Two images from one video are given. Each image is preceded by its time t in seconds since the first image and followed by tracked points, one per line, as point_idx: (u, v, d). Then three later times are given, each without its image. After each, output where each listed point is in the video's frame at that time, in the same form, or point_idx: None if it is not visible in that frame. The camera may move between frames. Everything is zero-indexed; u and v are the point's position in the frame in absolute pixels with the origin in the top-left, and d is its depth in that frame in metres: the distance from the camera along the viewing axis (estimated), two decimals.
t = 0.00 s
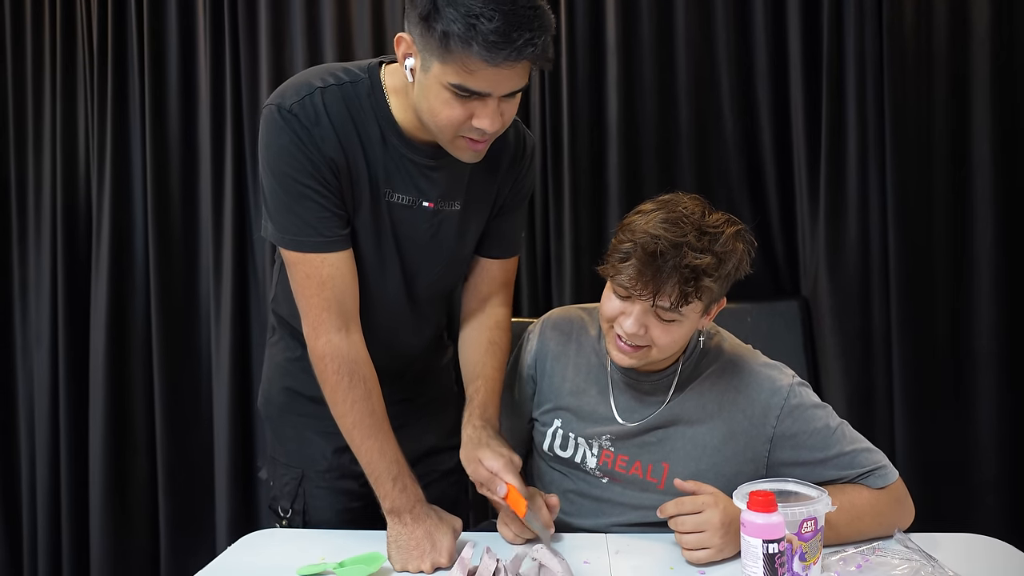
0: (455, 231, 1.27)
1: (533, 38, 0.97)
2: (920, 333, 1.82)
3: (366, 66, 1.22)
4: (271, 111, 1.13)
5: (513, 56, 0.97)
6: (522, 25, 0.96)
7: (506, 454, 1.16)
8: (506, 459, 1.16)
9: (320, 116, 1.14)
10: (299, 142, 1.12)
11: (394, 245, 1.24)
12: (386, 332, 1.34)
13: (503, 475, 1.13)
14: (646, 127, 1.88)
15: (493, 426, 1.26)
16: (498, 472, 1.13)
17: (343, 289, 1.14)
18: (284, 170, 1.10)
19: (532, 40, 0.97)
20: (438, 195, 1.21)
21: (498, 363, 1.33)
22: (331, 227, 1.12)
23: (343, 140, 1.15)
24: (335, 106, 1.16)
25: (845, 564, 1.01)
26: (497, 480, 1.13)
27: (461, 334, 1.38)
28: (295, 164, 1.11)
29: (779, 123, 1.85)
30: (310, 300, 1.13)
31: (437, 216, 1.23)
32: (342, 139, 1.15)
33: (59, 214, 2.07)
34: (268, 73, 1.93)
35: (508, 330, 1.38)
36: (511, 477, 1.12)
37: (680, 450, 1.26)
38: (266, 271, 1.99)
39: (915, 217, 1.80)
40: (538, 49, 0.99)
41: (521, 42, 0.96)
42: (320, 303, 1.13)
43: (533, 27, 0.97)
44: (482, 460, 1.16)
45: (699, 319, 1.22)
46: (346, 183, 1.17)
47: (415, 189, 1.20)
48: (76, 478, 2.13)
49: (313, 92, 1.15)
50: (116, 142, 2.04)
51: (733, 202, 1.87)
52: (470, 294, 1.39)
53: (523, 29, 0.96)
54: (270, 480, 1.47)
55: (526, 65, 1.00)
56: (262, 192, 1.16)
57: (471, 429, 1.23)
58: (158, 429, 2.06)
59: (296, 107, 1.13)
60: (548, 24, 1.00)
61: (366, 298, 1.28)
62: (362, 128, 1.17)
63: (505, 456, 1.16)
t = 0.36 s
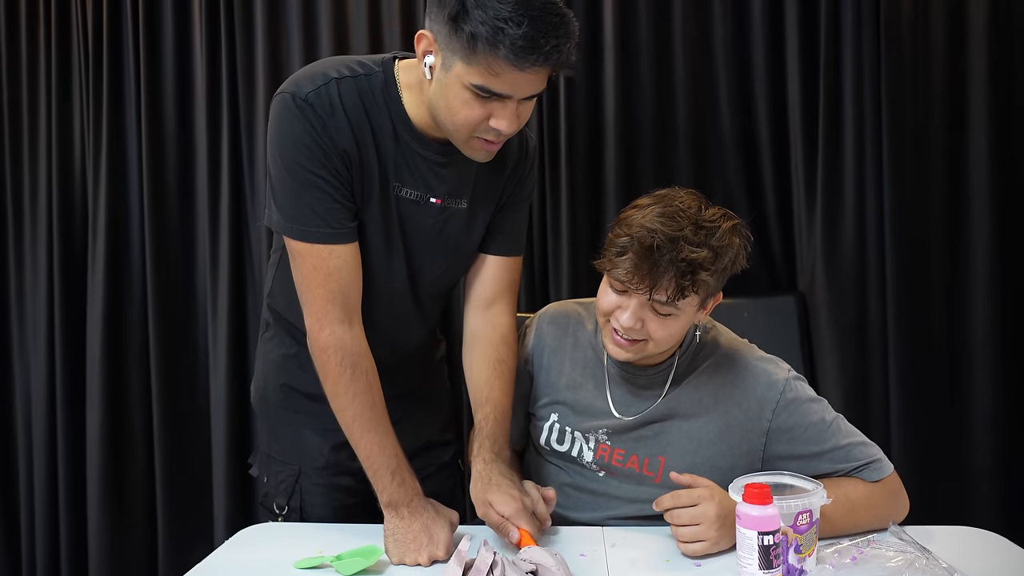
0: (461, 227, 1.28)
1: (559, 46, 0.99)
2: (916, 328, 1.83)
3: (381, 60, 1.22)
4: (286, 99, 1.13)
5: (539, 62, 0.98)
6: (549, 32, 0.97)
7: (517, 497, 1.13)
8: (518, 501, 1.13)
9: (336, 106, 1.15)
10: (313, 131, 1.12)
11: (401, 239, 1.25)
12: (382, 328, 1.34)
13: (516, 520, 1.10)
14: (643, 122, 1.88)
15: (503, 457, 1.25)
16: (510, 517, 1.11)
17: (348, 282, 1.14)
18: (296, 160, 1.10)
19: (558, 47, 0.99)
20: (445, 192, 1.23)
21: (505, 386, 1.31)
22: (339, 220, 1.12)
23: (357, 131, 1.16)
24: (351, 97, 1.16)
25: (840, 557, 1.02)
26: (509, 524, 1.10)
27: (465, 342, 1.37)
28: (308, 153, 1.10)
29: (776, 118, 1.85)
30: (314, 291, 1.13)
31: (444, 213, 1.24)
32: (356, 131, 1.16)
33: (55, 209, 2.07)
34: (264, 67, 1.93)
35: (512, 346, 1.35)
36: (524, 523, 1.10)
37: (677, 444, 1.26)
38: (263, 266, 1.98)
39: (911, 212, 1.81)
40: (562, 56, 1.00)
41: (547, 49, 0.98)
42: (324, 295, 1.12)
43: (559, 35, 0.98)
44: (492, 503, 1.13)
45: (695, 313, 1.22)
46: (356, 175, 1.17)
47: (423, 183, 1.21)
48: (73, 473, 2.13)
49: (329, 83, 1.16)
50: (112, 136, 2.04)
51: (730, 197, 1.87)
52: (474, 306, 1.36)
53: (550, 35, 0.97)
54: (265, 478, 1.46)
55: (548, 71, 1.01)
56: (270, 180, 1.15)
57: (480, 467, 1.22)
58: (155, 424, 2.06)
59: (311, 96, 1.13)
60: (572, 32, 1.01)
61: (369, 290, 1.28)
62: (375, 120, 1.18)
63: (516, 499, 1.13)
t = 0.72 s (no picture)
0: (464, 214, 1.29)
1: (562, 24, 0.99)
2: (913, 319, 1.84)
3: (385, 45, 1.22)
4: (292, 84, 1.12)
5: (542, 40, 0.98)
6: (553, 9, 0.97)
7: (510, 489, 1.13)
8: (511, 492, 1.13)
9: (342, 91, 1.14)
10: (320, 116, 1.11)
11: (406, 226, 1.25)
12: (380, 319, 1.34)
13: (507, 509, 1.11)
14: (641, 112, 1.87)
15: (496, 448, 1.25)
16: (501, 506, 1.11)
17: (353, 269, 1.14)
18: (302, 145, 1.10)
19: (562, 26, 0.99)
20: (448, 177, 1.23)
21: (499, 375, 1.31)
22: (346, 206, 1.12)
23: (363, 116, 1.16)
24: (356, 82, 1.16)
25: (834, 545, 1.03)
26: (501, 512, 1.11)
27: (459, 334, 1.37)
28: (316, 139, 1.10)
29: (773, 108, 1.85)
30: (318, 278, 1.13)
31: (447, 199, 1.25)
32: (362, 116, 1.16)
33: (52, 198, 2.07)
34: (261, 56, 1.92)
35: (506, 335, 1.35)
36: (516, 512, 1.11)
37: (672, 433, 1.27)
38: (260, 256, 1.98)
39: (908, 203, 1.81)
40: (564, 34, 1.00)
41: (550, 27, 0.97)
42: (328, 281, 1.12)
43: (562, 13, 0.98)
44: (485, 492, 1.13)
45: (692, 302, 1.23)
46: (362, 160, 1.17)
47: (427, 169, 1.22)
48: (71, 462, 2.13)
49: (335, 67, 1.16)
50: (108, 125, 2.03)
51: (728, 188, 1.87)
52: (470, 295, 1.36)
53: (554, 13, 0.97)
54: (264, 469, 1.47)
55: (551, 50, 1.01)
56: (275, 166, 1.15)
57: (473, 458, 1.21)
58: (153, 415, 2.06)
59: (318, 81, 1.13)
60: (575, 11, 1.01)
61: (372, 277, 1.28)
62: (381, 105, 1.18)
63: (509, 489, 1.14)
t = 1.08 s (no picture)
0: (464, 213, 1.29)
1: (557, 33, 0.99)
2: (909, 317, 1.85)
3: (387, 44, 1.22)
4: (295, 82, 1.12)
5: (537, 48, 0.98)
6: (549, 17, 0.97)
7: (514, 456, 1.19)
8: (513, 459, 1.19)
9: (345, 89, 1.15)
10: (322, 114, 1.11)
11: (406, 225, 1.26)
12: (379, 317, 1.34)
13: (511, 476, 1.16)
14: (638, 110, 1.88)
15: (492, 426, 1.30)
16: (507, 472, 1.17)
17: (352, 267, 1.14)
18: (304, 142, 1.10)
19: (557, 35, 0.99)
20: (448, 177, 1.23)
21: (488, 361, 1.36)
22: (346, 204, 1.12)
23: (365, 114, 1.16)
24: (359, 81, 1.16)
25: (829, 542, 1.03)
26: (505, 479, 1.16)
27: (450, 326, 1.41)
28: (318, 136, 1.10)
29: (770, 106, 1.85)
30: (317, 276, 1.13)
31: (447, 198, 1.25)
32: (364, 114, 1.16)
33: (48, 196, 2.07)
34: (257, 53, 1.92)
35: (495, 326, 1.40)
36: (519, 478, 1.16)
37: (682, 429, 1.27)
38: (257, 254, 1.98)
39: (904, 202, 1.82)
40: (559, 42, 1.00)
41: (545, 35, 0.97)
42: (327, 279, 1.12)
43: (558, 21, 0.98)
44: (491, 460, 1.19)
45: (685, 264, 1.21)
46: (364, 159, 1.17)
47: (428, 168, 1.22)
48: (68, 459, 2.13)
49: (337, 66, 1.16)
50: (105, 122, 2.03)
51: (725, 186, 1.87)
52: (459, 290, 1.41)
53: (549, 21, 0.97)
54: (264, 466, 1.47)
55: (547, 58, 1.01)
56: (277, 164, 1.15)
57: (471, 432, 1.26)
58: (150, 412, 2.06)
59: (321, 80, 1.13)
60: (572, 19, 1.01)
61: (372, 275, 1.28)
62: (383, 104, 1.18)
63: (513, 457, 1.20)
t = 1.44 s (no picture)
0: (454, 207, 1.29)
1: (542, 23, 0.98)
2: (899, 312, 1.86)
3: (377, 37, 1.22)
4: (284, 76, 1.12)
5: (522, 39, 0.97)
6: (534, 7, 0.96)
7: (500, 480, 1.15)
8: (499, 484, 1.14)
9: (334, 83, 1.14)
10: (311, 108, 1.11)
11: (396, 219, 1.25)
12: (370, 311, 1.34)
13: (494, 500, 1.12)
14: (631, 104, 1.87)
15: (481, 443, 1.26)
16: (489, 497, 1.12)
17: (342, 262, 1.13)
18: (293, 136, 1.09)
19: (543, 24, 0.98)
20: (438, 171, 1.23)
21: (482, 371, 1.31)
22: (336, 198, 1.12)
23: (354, 108, 1.15)
24: (348, 74, 1.16)
25: (817, 535, 1.03)
26: (488, 504, 1.12)
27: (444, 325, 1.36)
28: (307, 130, 1.10)
29: (762, 100, 1.85)
30: (307, 270, 1.13)
31: (437, 192, 1.25)
32: (354, 108, 1.15)
33: (37, 190, 2.05)
34: (249, 47, 1.91)
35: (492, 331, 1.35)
36: (501, 502, 1.12)
37: (658, 407, 1.32)
38: (248, 249, 1.97)
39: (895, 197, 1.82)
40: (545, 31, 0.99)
41: (530, 25, 0.96)
42: (317, 274, 1.12)
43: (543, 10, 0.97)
44: (473, 483, 1.14)
45: (641, 228, 1.39)
46: (353, 153, 1.17)
47: (417, 161, 1.22)
48: (58, 454, 2.13)
49: (326, 59, 1.15)
50: (94, 116, 2.02)
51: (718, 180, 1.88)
52: (456, 290, 1.36)
53: (535, 11, 0.96)
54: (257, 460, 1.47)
55: (533, 48, 1.00)
56: (266, 158, 1.14)
57: (459, 451, 1.22)
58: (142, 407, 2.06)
59: (311, 74, 1.12)
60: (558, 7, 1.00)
61: (363, 269, 1.28)
62: (372, 97, 1.17)
63: (498, 481, 1.15)
